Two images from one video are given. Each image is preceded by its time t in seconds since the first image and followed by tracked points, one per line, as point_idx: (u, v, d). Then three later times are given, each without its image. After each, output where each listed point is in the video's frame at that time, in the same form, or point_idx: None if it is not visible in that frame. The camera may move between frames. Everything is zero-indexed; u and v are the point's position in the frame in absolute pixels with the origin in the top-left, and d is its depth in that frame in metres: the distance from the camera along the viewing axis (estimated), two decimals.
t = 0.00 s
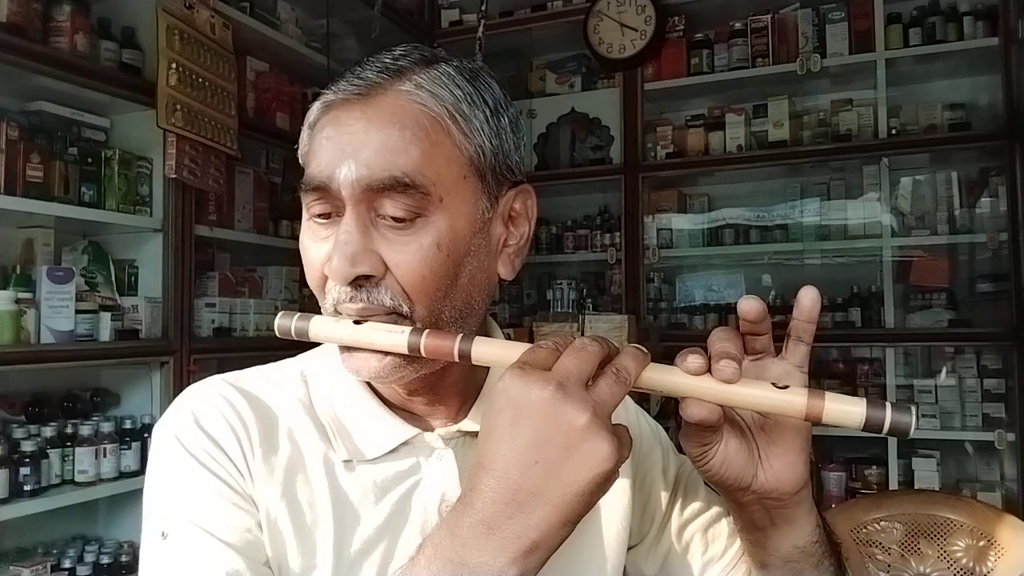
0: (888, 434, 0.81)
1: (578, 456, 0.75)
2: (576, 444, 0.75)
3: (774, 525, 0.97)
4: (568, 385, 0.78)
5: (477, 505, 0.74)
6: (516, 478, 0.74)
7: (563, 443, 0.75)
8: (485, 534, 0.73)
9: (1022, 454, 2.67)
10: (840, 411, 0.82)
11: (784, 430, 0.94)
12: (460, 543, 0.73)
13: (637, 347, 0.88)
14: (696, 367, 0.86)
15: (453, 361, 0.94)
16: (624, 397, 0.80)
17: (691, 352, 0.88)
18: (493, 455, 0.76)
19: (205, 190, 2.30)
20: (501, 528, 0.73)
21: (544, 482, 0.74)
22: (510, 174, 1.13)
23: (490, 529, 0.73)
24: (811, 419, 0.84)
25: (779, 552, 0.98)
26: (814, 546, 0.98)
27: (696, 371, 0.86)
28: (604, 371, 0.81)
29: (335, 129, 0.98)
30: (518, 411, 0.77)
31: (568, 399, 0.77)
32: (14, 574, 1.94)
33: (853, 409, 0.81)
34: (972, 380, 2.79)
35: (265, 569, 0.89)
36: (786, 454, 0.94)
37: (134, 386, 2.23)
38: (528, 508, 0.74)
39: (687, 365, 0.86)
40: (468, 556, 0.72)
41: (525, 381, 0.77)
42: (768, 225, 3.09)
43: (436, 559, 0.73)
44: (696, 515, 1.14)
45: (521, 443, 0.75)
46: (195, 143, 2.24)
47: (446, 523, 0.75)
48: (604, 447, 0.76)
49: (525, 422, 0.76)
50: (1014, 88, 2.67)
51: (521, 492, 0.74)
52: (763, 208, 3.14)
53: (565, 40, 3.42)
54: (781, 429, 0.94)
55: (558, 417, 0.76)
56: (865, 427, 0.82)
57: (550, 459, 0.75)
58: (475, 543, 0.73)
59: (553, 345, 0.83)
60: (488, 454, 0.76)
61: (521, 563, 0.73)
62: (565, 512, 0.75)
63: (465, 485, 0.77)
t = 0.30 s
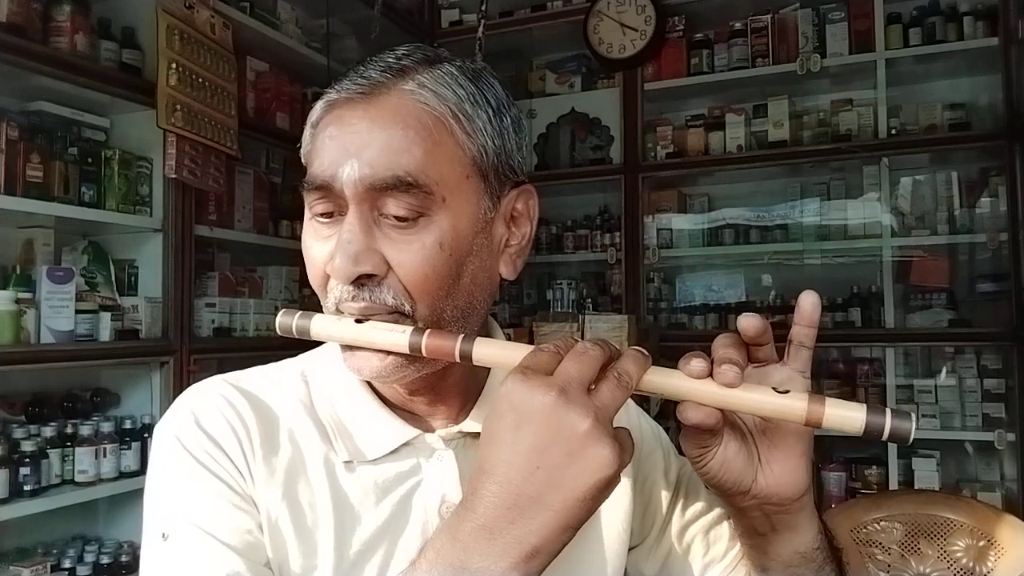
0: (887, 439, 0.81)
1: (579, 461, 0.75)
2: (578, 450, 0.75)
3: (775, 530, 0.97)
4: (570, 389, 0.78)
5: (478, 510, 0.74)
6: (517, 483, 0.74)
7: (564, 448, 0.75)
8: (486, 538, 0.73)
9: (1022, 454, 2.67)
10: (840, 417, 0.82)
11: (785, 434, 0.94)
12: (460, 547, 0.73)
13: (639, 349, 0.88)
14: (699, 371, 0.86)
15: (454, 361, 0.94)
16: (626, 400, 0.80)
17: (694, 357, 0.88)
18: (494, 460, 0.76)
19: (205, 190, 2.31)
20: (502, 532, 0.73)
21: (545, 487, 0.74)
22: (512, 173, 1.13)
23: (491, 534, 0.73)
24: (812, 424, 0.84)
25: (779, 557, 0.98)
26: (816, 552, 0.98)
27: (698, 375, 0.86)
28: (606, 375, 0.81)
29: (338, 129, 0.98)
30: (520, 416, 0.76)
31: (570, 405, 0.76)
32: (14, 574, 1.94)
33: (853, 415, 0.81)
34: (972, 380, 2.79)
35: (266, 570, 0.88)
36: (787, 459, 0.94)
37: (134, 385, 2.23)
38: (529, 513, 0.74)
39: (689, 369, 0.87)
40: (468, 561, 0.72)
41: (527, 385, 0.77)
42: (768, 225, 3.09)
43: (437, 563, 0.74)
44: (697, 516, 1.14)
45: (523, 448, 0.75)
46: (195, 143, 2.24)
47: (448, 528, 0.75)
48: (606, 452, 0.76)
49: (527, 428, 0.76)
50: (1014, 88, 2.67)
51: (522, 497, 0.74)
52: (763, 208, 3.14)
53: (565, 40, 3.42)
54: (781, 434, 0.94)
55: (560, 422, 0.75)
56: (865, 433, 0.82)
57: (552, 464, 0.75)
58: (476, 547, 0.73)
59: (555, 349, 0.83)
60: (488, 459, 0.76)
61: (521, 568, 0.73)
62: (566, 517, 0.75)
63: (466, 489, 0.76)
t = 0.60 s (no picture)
0: (883, 437, 0.81)
1: (579, 460, 0.75)
2: (576, 448, 0.75)
3: (776, 528, 0.98)
4: (570, 388, 0.78)
5: (473, 510, 0.74)
6: (514, 481, 0.74)
7: (563, 445, 0.75)
8: (482, 540, 0.73)
9: (1022, 454, 2.67)
10: (835, 413, 0.82)
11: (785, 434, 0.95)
12: (454, 549, 0.73)
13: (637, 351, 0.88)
14: (693, 372, 0.86)
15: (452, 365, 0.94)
16: (625, 400, 0.80)
17: (688, 358, 0.88)
18: (491, 458, 0.76)
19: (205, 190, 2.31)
20: (498, 533, 0.73)
21: (542, 485, 0.74)
22: (512, 176, 1.13)
23: (487, 535, 0.73)
24: (807, 423, 0.84)
25: (781, 555, 0.98)
26: (817, 549, 0.98)
27: (692, 376, 0.86)
28: (605, 374, 0.81)
29: (338, 126, 0.98)
30: (518, 415, 0.76)
31: (570, 403, 0.76)
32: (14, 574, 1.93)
33: (848, 412, 0.82)
34: (972, 380, 2.79)
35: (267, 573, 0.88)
36: (787, 461, 0.94)
37: (134, 385, 2.23)
38: (526, 513, 0.74)
39: (683, 370, 0.86)
40: (464, 562, 0.72)
41: (528, 384, 0.78)
42: (768, 225, 3.09)
43: (432, 564, 0.73)
44: (699, 516, 1.13)
45: (521, 449, 0.75)
46: (195, 143, 2.24)
47: (442, 529, 0.75)
48: (605, 451, 0.76)
49: (526, 426, 0.76)
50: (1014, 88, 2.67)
51: (519, 497, 0.74)
52: (763, 208, 3.14)
53: (565, 40, 3.42)
54: (781, 436, 0.95)
55: (560, 421, 0.75)
56: (860, 430, 0.82)
57: (550, 462, 0.75)
58: (471, 547, 0.72)
59: (553, 351, 0.83)
60: (485, 459, 0.76)
61: (517, 568, 0.73)
62: (564, 519, 0.75)
63: (463, 488, 0.76)
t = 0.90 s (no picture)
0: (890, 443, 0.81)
1: (580, 467, 0.75)
2: (577, 453, 0.75)
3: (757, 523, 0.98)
4: (571, 394, 0.78)
5: (474, 515, 0.74)
6: (514, 487, 0.74)
7: (564, 453, 0.75)
8: (482, 545, 0.73)
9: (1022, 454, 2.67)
10: (841, 420, 0.82)
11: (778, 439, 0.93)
12: (455, 553, 0.73)
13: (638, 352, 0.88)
14: (698, 376, 0.86)
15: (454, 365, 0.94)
16: (627, 404, 0.79)
17: (693, 360, 0.88)
18: (492, 465, 0.76)
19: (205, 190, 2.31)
20: (499, 539, 0.73)
21: (543, 491, 0.74)
22: (514, 179, 1.13)
23: (488, 540, 0.73)
24: (813, 429, 0.84)
25: (763, 551, 0.99)
26: (798, 546, 0.98)
27: (697, 380, 0.86)
28: (607, 378, 0.81)
29: (339, 133, 0.98)
30: (520, 421, 0.77)
31: (570, 408, 0.76)
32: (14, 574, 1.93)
33: (856, 419, 0.82)
34: (972, 380, 2.79)
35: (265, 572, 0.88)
36: (774, 463, 0.93)
37: (134, 385, 2.23)
38: (526, 519, 0.74)
39: (689, 374, 0.86)
40: (465, 567, 0.72)
41: (529, 388, 0.78)
42: (768, 225, 3.09)
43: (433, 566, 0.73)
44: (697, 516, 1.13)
45: (521, 453, 0.75)
46: (195, 143, 2.24)
47: (442, 533, 0.75)
48: (606, 457, 0.76)
49: (527, 430, 0.76)
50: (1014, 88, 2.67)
51: (519, 503, 0.74)
52: (763, 208, 3.14)
53: (565, 40, 3.42)
54: (773, 439, 0.93)
55: (560, 425, 0.76)
56: (867, 437, 0.82)
57: (551, 469, 0.75)
58: (471, 553, 0.72)
59: (555, 354, 0.83)
60: (486, 464, 0.76)
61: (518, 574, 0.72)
62: (564, 523, 0.75)
63: (464, 493, 0.77)
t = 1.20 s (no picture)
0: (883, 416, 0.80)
1: (565, 444, 0.75)
2: (560, 431, 0.75)
3: (754, 522, 0.97)
4: (554, 371, 0.78)
5: (461, 496, 0.74)
6: (501, 466, 0.75)
7: (548, 429, 0.75)
8: (470, 524, 0.73)
9: (1022, 454, 2.66)
10: (833, 394, 0.81)
11: (770, 425, 0.94)
12: (443, 533, 0.73)
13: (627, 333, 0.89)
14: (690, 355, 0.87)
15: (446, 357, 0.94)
16: (612, 381, 0.80)
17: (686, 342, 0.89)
18: (481, 447, 0.76)
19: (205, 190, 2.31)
20: (485, 518, 0.73)
21: (530, 470, 0.75)
22: (509, 175, 1.13)
23: (475, 520, 0.73)
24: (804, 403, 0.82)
25: (758, 552, 0.98)
26: (796, 547, 0.98)
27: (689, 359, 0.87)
28: (592, 357, 0.82)
29: (332, 127, 0.99)
30: (505, 399, 0.77)
31: (553, 386, 0.77)
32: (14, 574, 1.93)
33: (847, 392, 0.80)
34: (972, 380, 2.79)
35: (263, 569, 0.88)
36: (768, 446, 0.94)
37: (134, 385, 2.23)
38: (513, 497, 0.74)
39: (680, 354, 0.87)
40: (452, 547, 0.72)
41: (512, 367, 0.78)
42: (768, 225, 3.09)
43: (421, 553, 0.72)
44: (692, 520, 1.13)
45: (507, 431, 0.76)
46: (195, 143, 2.24)
47: (431, 517, 0.75)
48: (589, 431, 0.75)
49: (512, 409, 0.76)
50: (1014, 88, 2.67)
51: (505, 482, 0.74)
52: (763, 208, 3.14)
53: (565, 40, 3.42)
54: (766, 425, 0.95)
55: (544, 403, 0.76)
56: (860, 411, 0.81)
57: (536, 447, 0.75)
58: (459, 532, 0.73)
59: (542, 335, 0.84)
60: (474, 446, 0.77)
61: (506, 554, 0.72)
62: (552, 501, 0.75)
63: (453, 476, 0.77)
